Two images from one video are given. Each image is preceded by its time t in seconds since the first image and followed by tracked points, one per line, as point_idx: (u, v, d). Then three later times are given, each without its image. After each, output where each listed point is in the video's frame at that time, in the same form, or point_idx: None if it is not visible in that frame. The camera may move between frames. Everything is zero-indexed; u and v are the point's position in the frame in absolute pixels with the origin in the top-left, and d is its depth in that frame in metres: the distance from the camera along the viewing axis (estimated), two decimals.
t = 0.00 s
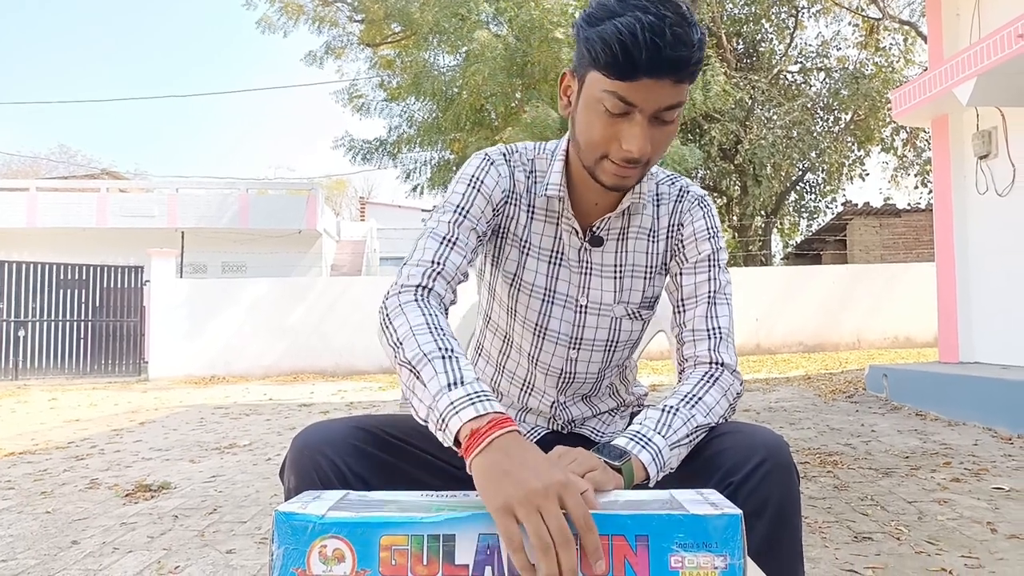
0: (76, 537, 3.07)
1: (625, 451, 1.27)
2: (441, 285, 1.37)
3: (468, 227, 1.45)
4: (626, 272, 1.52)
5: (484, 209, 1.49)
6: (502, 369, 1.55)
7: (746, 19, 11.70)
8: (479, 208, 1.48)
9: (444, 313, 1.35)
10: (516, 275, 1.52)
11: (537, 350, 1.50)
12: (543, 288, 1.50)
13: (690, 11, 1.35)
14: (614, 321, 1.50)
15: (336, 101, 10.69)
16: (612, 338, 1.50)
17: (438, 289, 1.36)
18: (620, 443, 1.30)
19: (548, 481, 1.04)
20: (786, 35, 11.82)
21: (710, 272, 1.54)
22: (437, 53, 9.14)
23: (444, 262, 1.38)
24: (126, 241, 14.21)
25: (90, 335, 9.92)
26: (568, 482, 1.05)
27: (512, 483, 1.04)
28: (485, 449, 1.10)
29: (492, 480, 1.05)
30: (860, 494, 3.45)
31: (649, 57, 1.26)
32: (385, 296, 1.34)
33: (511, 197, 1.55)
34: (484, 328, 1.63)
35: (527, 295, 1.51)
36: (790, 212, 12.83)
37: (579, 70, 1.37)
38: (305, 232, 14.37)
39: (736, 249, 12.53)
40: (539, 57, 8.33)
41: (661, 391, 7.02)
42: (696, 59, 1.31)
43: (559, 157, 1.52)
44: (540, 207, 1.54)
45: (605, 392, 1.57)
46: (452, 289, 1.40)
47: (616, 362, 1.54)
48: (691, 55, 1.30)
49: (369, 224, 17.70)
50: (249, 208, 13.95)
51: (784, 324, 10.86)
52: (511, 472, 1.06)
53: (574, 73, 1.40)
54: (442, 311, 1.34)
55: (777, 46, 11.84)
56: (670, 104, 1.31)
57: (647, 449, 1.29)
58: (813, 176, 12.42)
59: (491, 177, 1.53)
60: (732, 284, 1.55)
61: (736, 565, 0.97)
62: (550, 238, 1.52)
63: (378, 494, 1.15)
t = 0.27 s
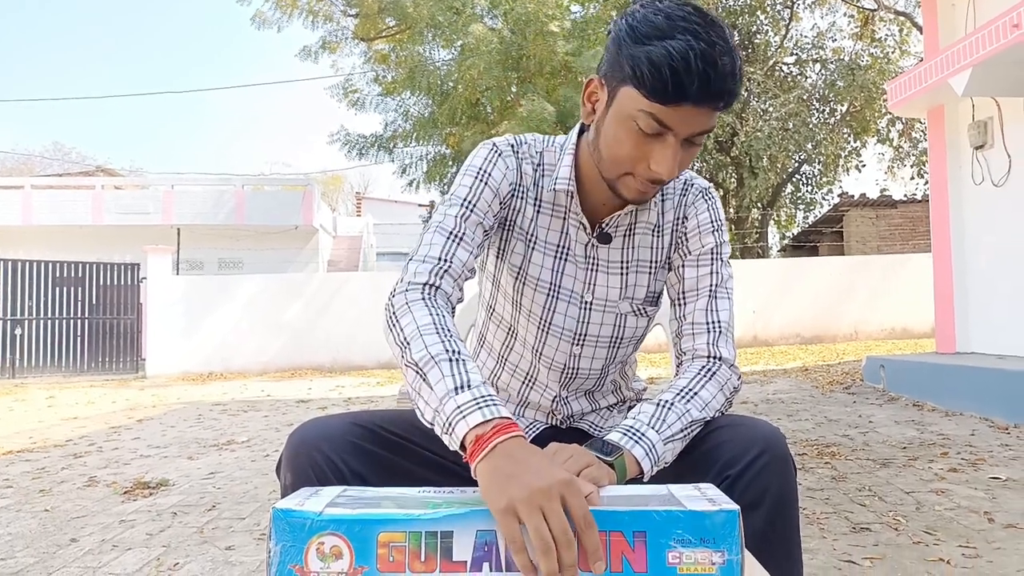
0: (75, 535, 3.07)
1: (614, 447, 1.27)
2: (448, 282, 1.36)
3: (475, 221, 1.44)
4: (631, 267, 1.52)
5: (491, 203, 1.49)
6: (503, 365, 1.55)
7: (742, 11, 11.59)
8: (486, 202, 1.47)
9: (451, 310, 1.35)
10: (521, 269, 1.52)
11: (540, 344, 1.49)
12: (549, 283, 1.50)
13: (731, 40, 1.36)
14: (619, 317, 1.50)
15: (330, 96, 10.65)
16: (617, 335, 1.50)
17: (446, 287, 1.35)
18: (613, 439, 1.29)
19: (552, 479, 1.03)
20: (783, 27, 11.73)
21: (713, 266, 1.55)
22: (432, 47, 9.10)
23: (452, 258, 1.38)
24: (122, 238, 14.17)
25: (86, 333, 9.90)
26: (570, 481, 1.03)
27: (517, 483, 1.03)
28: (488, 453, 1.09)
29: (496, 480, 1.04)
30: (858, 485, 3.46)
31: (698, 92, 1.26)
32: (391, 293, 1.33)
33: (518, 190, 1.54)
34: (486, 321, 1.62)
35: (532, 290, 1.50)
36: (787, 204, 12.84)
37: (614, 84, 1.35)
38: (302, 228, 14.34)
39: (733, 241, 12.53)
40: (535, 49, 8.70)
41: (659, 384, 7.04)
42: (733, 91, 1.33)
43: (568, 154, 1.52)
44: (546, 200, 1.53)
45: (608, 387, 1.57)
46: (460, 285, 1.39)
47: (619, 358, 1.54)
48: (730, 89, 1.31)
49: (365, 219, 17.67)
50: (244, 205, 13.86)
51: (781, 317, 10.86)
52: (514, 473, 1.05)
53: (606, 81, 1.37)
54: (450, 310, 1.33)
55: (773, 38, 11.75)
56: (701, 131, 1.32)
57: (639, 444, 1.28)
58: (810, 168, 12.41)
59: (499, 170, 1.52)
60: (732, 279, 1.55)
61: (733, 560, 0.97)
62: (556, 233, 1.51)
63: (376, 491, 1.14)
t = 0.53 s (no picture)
0: (77, 536, 3.07)
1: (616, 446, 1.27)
2: (450, 280, 1.36)
3: (476, 220, 1.45)
4: (633, 265, 1.52)
5: (493, 202, 1.49)
6: (505, 364, 1.55)
7: (743, 11, 11.57)
8: (487, 200, 1.48)
9: (454, 309, 1.35)
10: (523, 268, 1.52)
11: (542, 343, 1.49)
12: (551, 281, 1.50)
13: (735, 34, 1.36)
14: (621, 316, 1.50)
15: (332, 97, 10.65)
16: (619, 334, 1.50)
17: (449, 287, 1.36)
18: (615, 439, 1.29)
19: (567, 466, 1.06)
20: (784, 27, 11.73)
21: (715, 265, 1.54)
22: (434, 47, 9.10)
23: (453, 257, 1.38)
24: (123, 239, 14.18)
25: (88, 333, 9.91)
26: (585, 470, 1.06)
27: (532, 469, 1.05)
28: (500, 445, 1.10)
29: (511, 469, 1.06)
30: (860, 486, 3.46)
31: (700, 80, 1.26)
32: (394, 292, 1.33)
33: (519, 188, 1.54)
34: (489, 319, 1.62)
35: (533, 288, 1.50)
36: (788, 204, 12.84)
37: (615, 76, 1.35)
38: (303, 228, 14.34)
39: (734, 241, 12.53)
40: (536, 49, 8.72)
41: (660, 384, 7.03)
42: (736, 86, 1.33)
43: (568, 152, 1.52)
44: (548, 199, 1.53)
45: (611, 387, 1.57)
46: (463, 283, 1.40)
47: (622, 357, 1.54)
48: (732, 81, 1.31)
49: (366, 219, 17.68)
50: (245, 206, 13.95)
51: (783, 317, 10.86)
52: (528, 459, 1.07)
53: (608, 74, 1.37)
54: (452, 310, 1.34)
55: (774, 38, 11.75)
56: (703, 125, 1.31)
57: (642, 445, 1.28)
58: (811, 168, 12.41)
59: (500, 168, 1.52)
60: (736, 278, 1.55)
61: (735, 561, 0.97)
62: (557, 231, 1.51)
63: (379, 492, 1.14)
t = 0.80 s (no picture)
0: (77, 536, 3.07)
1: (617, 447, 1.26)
2: (451, 281, 1.36)
3: (474, 221, 1.45)
4: (629, 265, 1.52)
5: (490, 201, 1.49)
6: (503, 363, 1.55)
7: (743, 10, 11.59)
8: (484, 200, 1.47)
9: (455, 309, 1.35)
10: (520, 268, 1.52)
11: (540, 342, 1.50)
12: (548, 280, 1.50)
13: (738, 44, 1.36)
14: (618, 316, 1.50)
15: (331, 96, 10.64)
16: (616, 333, 1.50)
17: (450, 287, 1.36)
18: (615, 441, 1.28)
19: (578, 461, 1.05)
20: (784, 26, 11.73)
21: (712, 264, 1.54)
22: (433, 46, 9.09)
23: (453, 257, 1.38)
24: (123, 239, 14.18)
25: (88, 333, 9.91)
26: (596, 467, 1.05)
27: (542, 462, 1.05)
28: (510, 440, 1.10)
29: (521, 461, 1.07)
30: (860, 485, 3.46)
31: (702, 99, 1.27)
32: (394, 294, 1.33)
33: (515, 187, 1.54)
34: (486, 319, 1.62)
35: (531, 288, 1.50)
36: (788, 203, 12.84)
37: (617, 82, 1.35)
38: (303, 228, 14.34)
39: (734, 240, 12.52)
40: (535, 48, 8.67)
41: (660, 384, 7.03)
42: (736, 98, 1.34)
43: (563, 152, 1.52)
44: (544, 198, 1.53)
45: (609, 386, 1.57)
46: (464, 282, 1.40)
47: (619, 357, 1.53)
48: (733, 95, 1.32)
49: (366, 219, 17.69)
50: (245, 206, 13.96)
51: (783, 317, 10.86)
52: (539, 454, 1.06)
53: (609, 78, 1.37)
54: (454, 310, 1.33)
55: (774, 37, 11.74)
56: (700, 137, 1.33)
57: (642, 446, 1.27)
58: (811, 167, 12.41)
59: (495, 167, 1.52)
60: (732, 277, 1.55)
61: (735, 562, 0.97)
62: (553, 231, 1.51)
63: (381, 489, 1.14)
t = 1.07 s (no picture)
0: (77, 536, 3.07)
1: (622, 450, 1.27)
2: (459, 278, 1.36)
3: (477, 218, 1.45)
4: (627, 264, 1.52)
5: (492, 199, 1.49)
6: (503, 362, 1.55)
7: (744, 11, 11.67)
8: (486, 198, 1.48)
9: (462, 307, 1.35)
10: (520, 265, 1.52)
11: (539, 341, 1.49)
12: (546, 278, 1.50)
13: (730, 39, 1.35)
14: (616, 315, 1.50)
15: (332, 97, 10.65)
16: (615, 332, 1.50)
17: (458, 285, 1.36)
18: (618, 442, 1.29)
19: (584, 464, 1.05)
20: (784, 26, 11.76)
21: (712, 265, 1.54)
22: (434, 47, 9.10)
23: (459, 254, 1.38)
24: (124, 239, 14.19)
25: (89, 334, 9.92)
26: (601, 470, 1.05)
27: (546, 463, 1.05)
28: (515, 440, 1.11)
29: (523, 460, 1.07)
30: (861, 486, 3.46)
31: (691, 93, 1.27)
32: (406, 291, 1.34)
33: (516, 185, 1.54)
34: (486, 317, 1.62)
35: (531, 286, 1.51)
36: (788, 204, 12.84)
37: (608, 77, 1.35)
38: (303, 229, 14.35)
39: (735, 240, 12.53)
40: (535, 48, 8.64)
41: (660, 384, 7.03)
42: (726, 94, 1.34)
43: (562, 151, 1.52)
44: (543, 196, 1.53)
45: (609, 386, 1.56)
46: (471, 280, 1.40)
47: (618, 356, 1.53)
48: (724, 89, 1.31)
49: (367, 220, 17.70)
50: (246, 206, 13.96)
51: (783, 318, 10.86)
52: (543, 456, 1.06)
53: (601, 74, 1.37)
54: (463, 310, 1.34)
55: (775, 37, 11.77)
56: (692, 131, 1.33)
57: (645, 447, 1.28)
58: (811, 168, 12.41)
59: (496, 165, 1.53)
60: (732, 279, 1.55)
61: (735, 565, 0.97)
62: (552, 229, 1.51)
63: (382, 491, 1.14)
